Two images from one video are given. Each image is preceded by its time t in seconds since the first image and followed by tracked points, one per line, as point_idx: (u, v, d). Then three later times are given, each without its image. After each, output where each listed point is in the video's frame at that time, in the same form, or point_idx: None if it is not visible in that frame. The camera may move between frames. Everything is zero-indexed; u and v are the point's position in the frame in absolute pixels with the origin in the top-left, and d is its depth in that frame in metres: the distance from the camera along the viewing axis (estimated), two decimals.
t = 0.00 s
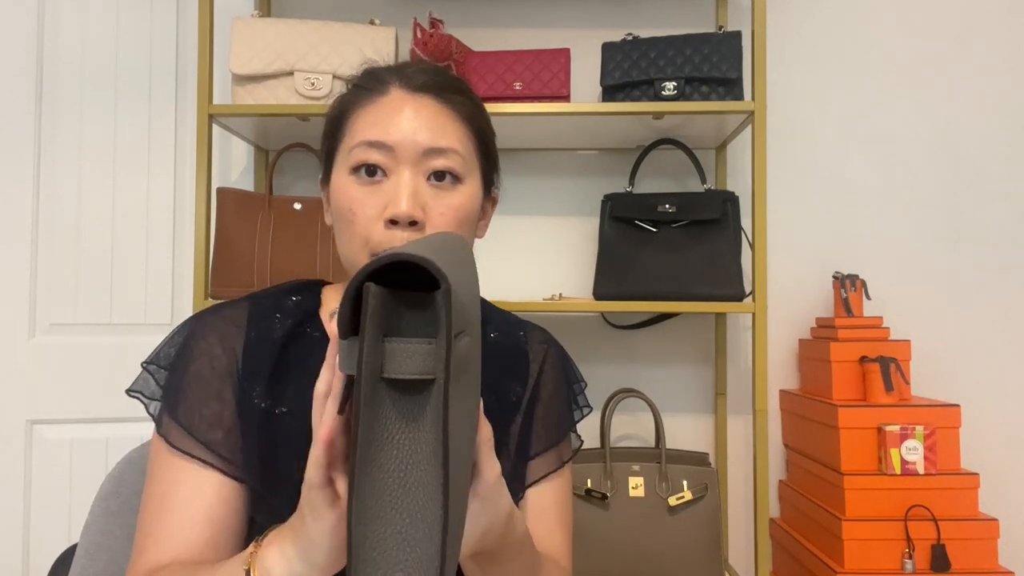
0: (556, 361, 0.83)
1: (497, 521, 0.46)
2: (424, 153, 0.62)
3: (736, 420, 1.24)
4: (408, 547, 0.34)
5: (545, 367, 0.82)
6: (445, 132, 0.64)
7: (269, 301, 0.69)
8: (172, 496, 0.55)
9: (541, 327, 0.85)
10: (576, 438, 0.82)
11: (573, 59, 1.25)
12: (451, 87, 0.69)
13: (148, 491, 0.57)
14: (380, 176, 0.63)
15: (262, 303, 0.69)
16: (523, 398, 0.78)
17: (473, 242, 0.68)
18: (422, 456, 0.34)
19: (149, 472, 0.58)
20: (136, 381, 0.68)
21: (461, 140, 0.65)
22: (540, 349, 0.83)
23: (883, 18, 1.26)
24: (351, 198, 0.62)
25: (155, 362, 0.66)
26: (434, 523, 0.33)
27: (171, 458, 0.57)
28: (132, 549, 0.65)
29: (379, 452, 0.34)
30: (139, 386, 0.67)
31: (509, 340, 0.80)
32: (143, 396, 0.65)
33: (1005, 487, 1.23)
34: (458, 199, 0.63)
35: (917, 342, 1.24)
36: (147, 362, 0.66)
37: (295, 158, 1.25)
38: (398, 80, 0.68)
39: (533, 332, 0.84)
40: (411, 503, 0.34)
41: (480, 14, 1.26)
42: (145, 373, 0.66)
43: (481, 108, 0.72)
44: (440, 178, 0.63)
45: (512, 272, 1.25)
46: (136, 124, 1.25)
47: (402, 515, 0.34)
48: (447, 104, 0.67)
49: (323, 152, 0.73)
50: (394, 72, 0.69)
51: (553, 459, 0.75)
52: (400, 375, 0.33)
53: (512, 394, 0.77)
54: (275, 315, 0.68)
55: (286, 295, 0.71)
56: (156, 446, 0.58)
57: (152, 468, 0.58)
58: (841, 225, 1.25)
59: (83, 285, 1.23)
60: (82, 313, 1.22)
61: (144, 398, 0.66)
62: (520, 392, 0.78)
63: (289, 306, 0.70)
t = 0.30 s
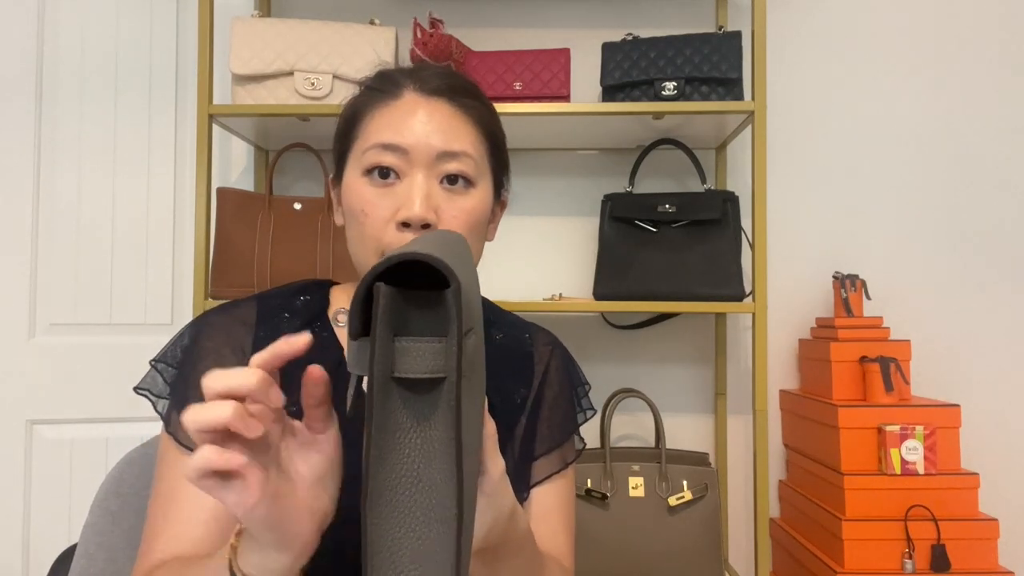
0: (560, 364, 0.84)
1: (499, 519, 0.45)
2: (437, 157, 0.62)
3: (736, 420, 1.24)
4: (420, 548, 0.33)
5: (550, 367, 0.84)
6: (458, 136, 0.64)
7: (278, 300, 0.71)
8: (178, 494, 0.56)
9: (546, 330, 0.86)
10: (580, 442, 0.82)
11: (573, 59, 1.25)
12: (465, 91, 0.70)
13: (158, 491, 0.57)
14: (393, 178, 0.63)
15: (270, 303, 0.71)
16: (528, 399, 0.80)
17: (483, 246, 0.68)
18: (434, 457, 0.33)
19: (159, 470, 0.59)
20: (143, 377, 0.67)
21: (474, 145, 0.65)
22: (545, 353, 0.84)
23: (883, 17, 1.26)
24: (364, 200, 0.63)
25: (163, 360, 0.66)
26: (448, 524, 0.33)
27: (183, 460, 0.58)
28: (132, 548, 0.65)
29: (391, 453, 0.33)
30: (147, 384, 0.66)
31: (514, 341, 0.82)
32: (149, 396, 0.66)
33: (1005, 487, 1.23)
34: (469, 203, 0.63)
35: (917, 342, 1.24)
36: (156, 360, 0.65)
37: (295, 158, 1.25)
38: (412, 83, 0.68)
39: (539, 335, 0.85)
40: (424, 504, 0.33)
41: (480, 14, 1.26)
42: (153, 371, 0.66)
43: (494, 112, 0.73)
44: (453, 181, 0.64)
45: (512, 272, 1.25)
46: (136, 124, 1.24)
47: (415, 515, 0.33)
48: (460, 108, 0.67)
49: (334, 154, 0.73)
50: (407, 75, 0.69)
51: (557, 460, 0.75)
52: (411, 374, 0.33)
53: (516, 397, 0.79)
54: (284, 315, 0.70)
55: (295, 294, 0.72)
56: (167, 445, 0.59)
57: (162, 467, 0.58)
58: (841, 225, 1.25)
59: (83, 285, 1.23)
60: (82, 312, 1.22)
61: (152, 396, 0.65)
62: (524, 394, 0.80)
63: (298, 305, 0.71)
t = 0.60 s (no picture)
0: (562, 365, 0.85)
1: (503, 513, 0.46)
2: (445, 157, 0.62)
3: (736, 420, 1.24)
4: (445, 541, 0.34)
5: (552, 369, 0.84)
6: (466, 136, 0.64)
7: (282, 299, 0.72)
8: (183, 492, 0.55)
9: (548, 332, 0.87)
10: (580, 442, 0.82)
11: (573, 59, 1.25)
12: (471, 93, 0.70)
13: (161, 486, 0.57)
14: (401, 177, 0.62)
15: (275, 300, 0.72)
16: (529, 400, 0.80)
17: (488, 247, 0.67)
18: (460, 455, 0.35)
19: (165, 465, 0.58)
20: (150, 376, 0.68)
21: (481, 145, 0.65)
22: (547, 354, 0.84)
23: (883, 18, 1.26)
24: (371, 198, 0.62)
25: (168, 358, 0.67)
26: (475, 519, 0.34)
27: (184, 453, 0.57)
28: (132, 548, 0.65)
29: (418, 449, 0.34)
30: (151, 381, 0.67)
31: (515, 342, 0.83)
32: (155, 392, 0.65)
33: (1006, 487, 1.23)
34: (477, 203, 0.63)
35: (917, 342, 1.24)
36: (161, 357, 0.66)
37: (295, 158, 1.25)
38: (419, 84, 0.68)
39: (541, 336, 0.86)
40: (452, 500, 0.34)
41: (480, 14, 1.26)
42: (158, 368, 0.66)
43: (499, 114, 0.73)
44: (460, 181, 0.63)
45: (512, 272, 1.25)
46: (136, 125, 1.25)
47: (440, 509, 0.34)
48: (467, 109, 0.67)
49: (339, 154, 0.73)
50: (415, 76, 0.70)
51: (558, 461, 0.75)
52: (438, 375, 0.34)
53: (518, 397, 0.79)
54: (288, 312, 0.71)
55: (300, 294, 0.74)
56: (172, 439, 0.59)
57: (168, 464, 0.58)
58: (841, 225, 1.25)
59: (83, 286, 1.23)
60: (82, 313, 1.22)
61: (156, 393, 0.65)
62: (526, 394, 0.80)
63: (303, 304, 0.73)
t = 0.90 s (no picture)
0: (563, 366, 0.84)
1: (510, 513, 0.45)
2: (451, 156, 0.62)
3: (736, 420, 1.24)
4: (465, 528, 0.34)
5: (553, 369, 0.83)
6: (471, 135, 0.64)
7: (285, 300, 0.72)
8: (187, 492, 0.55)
9: (548, 333, 0.87)
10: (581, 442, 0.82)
11: (573, 59, 1.25)
12: (475, 93, 0.70)
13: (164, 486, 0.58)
14: (406, 175, 0.62)
15: (278, 302, 0.72)
16: (530, 400, 0.79)
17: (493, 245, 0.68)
18: (479, 442, 0.35)
19: (168, 465, 0.59)
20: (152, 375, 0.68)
21: (486, 145, 0.65)
22: (548, 355, 0.84)
23: (882, 18, 1.26)
24: (377, 197, 0.62)
25: (170, 358, 0.67)
26: (495, 506, 0.34)
27: (189, 455, 0.58)
28: (132, 548, 0.65)
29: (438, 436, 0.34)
30: (154, 381, 0.67)
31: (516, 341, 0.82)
32: (158, 393, 0.66)
33: (1005, 487, 1.23)
34: (482, 201, 0.63)
35: (917, 342, 1.24)
36: (163, 357, 0.66)
37: (295, 158, 1.25)
38: (422, 84, 0.69)
39: (541, 337, 0.86)
40: (470, 486, 0.34)
41: (480, 14, 1.26)
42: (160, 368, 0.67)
43: (502, 114, 0.73)
44: (465, 180, 0.64)
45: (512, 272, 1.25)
46: (136, 124, 1.24)
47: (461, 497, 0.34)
48: (471, 109, 0.67)
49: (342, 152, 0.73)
50: (418, 76, 0.70)
51: (557, 462, 0.75)
52: (459, 362, 0.34)
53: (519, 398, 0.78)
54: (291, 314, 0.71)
55: (302, 295, 0.74)
56: (176, 440, 0.59)
57: (172, 465, 0.58)
58: (841, 225, 1.25)
59: (83, 286, 1.23)
60: (82, 313, 1.22)
61: (159, 393, 0.66)
62: (527, 395, 0.79)
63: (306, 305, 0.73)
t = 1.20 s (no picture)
0: (563, 365, 0.85)
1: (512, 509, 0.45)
2: (450, 155, 0.62)
3: (736, 420, 1.24)
4: (472, 522, 0.34)
5: (552, 368, 0.83)
6: (471, 135, 0.64)
7: (287, 299, 0.72)
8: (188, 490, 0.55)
9: (547, 332, 0.87)
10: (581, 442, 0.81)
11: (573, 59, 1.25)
12: (474, 93, 0.70)
13: (165, 485, 0.58)
14: (407, 175, 0.62)
15: (280, 301, 0.72)
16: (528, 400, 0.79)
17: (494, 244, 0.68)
18: (485, 437, 0.35)
19: (169, 463, 0.59)
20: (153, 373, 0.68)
21: (486, 144, 0.65)
22: (548, 354, 0.84)
23: (882, 18, 1.26)
24: (377, 197, 0.62)
25: (172, 356, 0.67)
26: (502, 501, 0.34)
27: (189, 453, 0.58)
28: (132, 548, 0.66)
29: (444, 430, 0.34)
30: (156, 380, 0.67)
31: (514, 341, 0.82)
32: (159, 390, 0.66)
33: (1006, 487, 1.23)
34: (482, 200, 0.63)
35: (917, 342, 1.24)
36: (165, 355, 0.66)
37: (295, 158, 1.25)
38: (421, 84, 0.69)
39: (541, 337, 0.86)
40: (477, 481, 0.34)
41: (480, 14, 1.26)
42: (162, 366, 0.66)
43: (501, 113, 0.73)
44: (465, 180, 0.64)
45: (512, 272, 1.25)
46: (136, 124, 1.24)
47: (467, 491, 0.34)
48: (470, 109, 0.67)
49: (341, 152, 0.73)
50: (417, 76, 0.70)
51: (557, 460, 0.75)
52: (466, 356, 0.34)
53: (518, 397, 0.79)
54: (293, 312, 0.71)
55: (303, 294, 0.74)
56: (177, 438, 0.59)
57: (173, 461, 0.59)
58: (841, 225, 1.25)
59: (83, 285, 1.23)
60: (82, 313, 1.22)
61: (161, 392, 0.66)
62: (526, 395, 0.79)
63: (307, 304, 0.73)
